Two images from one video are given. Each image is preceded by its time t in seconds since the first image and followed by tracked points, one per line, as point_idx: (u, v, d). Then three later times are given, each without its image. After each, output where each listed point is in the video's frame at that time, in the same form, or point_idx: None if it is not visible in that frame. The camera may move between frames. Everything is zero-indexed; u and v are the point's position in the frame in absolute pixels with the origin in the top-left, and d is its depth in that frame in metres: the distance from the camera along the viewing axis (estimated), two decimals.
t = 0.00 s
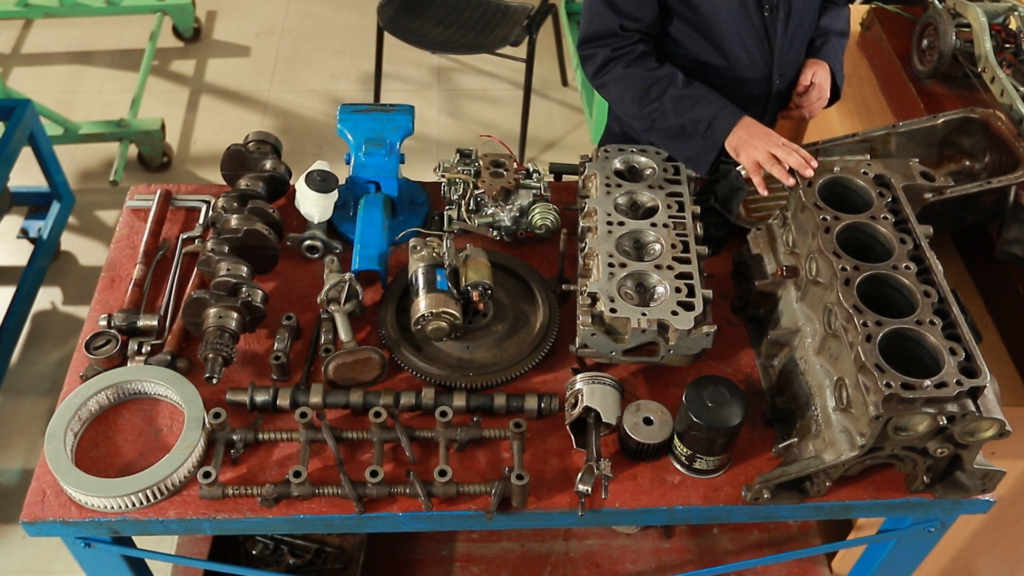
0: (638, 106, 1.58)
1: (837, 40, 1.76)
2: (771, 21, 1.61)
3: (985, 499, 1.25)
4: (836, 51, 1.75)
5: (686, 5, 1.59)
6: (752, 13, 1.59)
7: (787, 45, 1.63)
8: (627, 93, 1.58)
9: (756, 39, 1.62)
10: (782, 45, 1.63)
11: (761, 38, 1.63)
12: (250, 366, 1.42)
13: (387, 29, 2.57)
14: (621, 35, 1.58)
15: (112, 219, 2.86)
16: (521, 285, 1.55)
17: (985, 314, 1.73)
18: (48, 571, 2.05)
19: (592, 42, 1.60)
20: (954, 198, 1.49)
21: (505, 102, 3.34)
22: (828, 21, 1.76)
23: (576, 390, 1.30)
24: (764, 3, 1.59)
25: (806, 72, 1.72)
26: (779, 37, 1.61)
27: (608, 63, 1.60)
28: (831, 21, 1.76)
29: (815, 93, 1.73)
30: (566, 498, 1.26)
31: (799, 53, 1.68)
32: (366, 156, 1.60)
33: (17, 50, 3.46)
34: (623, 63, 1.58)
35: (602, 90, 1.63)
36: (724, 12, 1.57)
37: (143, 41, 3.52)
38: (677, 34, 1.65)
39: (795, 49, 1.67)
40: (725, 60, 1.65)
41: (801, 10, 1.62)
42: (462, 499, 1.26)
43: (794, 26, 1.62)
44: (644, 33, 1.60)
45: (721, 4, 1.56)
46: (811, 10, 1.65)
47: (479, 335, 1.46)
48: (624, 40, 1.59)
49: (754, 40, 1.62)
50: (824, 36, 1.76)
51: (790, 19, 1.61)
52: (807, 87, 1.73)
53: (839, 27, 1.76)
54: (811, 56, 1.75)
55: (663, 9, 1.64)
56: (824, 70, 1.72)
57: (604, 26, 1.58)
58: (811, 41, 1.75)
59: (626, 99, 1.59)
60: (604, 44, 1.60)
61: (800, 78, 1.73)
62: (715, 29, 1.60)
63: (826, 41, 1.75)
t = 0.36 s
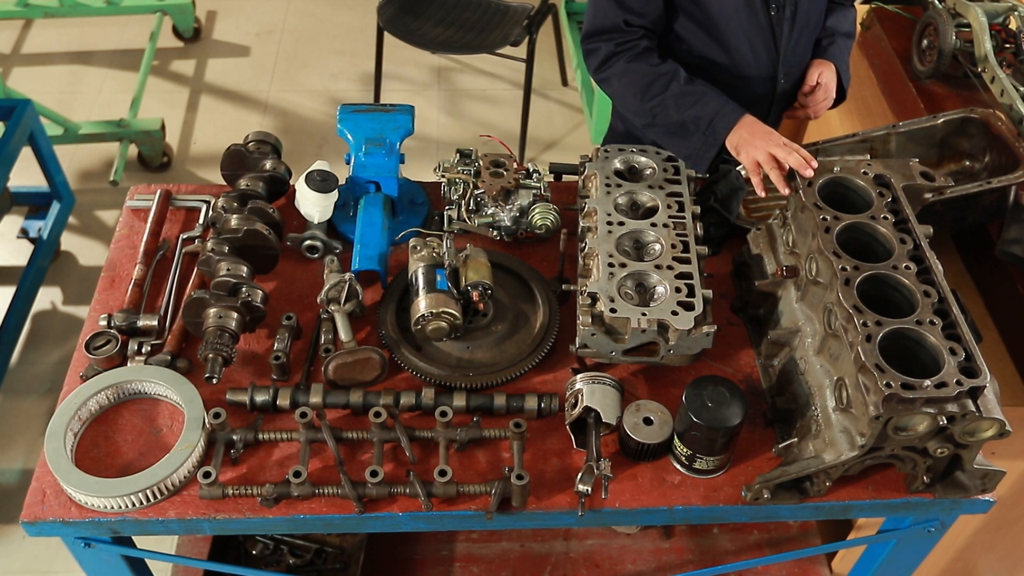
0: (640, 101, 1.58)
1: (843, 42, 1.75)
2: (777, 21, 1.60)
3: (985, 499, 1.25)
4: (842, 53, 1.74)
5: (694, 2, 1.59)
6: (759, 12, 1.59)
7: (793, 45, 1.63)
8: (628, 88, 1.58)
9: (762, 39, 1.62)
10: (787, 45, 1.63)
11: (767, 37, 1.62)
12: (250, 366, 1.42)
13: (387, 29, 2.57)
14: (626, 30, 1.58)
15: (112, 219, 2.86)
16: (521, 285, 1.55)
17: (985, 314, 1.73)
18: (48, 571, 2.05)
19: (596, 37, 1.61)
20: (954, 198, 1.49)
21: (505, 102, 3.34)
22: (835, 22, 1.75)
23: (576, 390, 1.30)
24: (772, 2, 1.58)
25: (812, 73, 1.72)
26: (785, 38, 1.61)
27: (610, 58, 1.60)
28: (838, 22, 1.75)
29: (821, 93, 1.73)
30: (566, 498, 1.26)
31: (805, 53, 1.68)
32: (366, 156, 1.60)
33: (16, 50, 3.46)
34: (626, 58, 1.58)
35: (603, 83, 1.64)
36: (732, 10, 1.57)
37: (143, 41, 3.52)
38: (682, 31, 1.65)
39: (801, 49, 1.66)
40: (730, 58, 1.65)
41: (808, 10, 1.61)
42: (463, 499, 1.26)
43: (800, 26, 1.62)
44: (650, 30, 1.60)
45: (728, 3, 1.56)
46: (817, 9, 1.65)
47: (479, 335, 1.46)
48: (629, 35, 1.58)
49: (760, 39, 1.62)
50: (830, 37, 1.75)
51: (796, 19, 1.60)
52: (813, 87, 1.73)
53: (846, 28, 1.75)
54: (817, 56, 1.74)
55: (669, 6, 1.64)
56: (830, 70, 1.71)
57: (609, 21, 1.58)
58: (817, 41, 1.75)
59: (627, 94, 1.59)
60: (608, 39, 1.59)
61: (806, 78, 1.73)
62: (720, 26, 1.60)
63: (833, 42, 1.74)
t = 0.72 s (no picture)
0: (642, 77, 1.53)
1: (846, 44, 1.75)
2: (781, 21, 1.61)
3: (985, 499, 1.25)
4: (845, 54, 1.74)
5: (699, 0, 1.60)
6: (763, 11, 1.60)
7: (797, 45, 1.64)
8: (628, 62, 1.53)
9: (766, 37, 1.63)
10: (791, 44, 1.63)
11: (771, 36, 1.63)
12: (250, 366, 1.42)
13: (387, 29, 2.57)
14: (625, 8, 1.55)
15: (112, 219, 2.86)
16: (522, 285, 1.55)
17: (985, 314, 1.73)
18: (48, 570, 2.05)
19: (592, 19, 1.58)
20: (954, 198, 1.49)
21: (505, 102, 3.34)
22: (838, 24, 1.75)
23: (576, 390, 1.30)
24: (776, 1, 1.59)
25: (816, 73, 1.71)
26: (789, 37, 1.62)
27: (609, 35, 1.55)
28: (842, 24, 1.75)
29: (824, 94, 1.70)
30: (566, 498, 1.26)
31: (809, 53, 1.69)
32: (366, 156, 1.60)
33: (16, 50, 3.46)
34: (626, 33, 1.53)
35: (602, 65, 1.59)
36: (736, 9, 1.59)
37: (143, 41, 3.52)
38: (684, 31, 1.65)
39: (804, 49, 1.66)
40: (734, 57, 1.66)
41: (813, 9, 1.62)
42: (463, 499, 1.26)
43: (804, 25, 1.62)
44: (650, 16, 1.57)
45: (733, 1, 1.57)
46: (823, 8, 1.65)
47: (479, 335, 1.46)
48: (627, 14, 1.55)
49: (764, 38, 1.63)
50: (833, 38, 1.75)
51: (800, 18, 1.61)
52: (816, 87, 1.71)
53: (849, 30, 1.75)
54: (819, 57, 1.74)
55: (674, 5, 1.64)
56: (833, 71, 1.70)
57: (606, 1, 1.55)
58: (820, 42, 1.74)
59: (629, 67, 1.53)
60: (605, 19, 1.56)
61: (810, 78, 1.72)
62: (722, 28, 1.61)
63: (836, 44, 1.74)
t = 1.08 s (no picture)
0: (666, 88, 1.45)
1: (846, 41, 1.75)
2: (790, 24, 1.61)
3: (985, 499, 1.25)
4: (845, 52, 1.75)
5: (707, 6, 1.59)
6: (772, 16, 1.59)
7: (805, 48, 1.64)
8: (653, 71, 1.45)
9: (774, 42, 1.63)
10: (798, 48, 1.63)
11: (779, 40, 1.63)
12: (250, 366, 1.42)
13: (387, 29, 2.57)
14: (652, 13, 1.46)
15: (112, 219, 2.86)
16: (521, 285, 1.55)
17: (985, 314, 1.73)
18: (48, 570, 2.06)
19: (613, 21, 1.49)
20: (954, 198, 1.49)
21: (505, 102, 3.34)
22: (837, 22, 1.74)
23: (576, 390, 1.30)
24: (784, 5, 1.59)
25: (820, 74, 1.72)
26: (798, 41, 1.62)
27: (632, 41, 1.47)
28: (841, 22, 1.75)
29: (830, 95, 1.73)
30: (566, 498, 1.26)
31: (812, 58, 1.68)
32: (366, 156, 1.60)
33: (16, 50, 3.46)
34: (653, 41, 1.44)
35: (621, 71, 1.50)
36: (746, 14, 1.57)
37: (143, 41, 3.52)
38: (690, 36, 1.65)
39: (810, 51, 1.66)
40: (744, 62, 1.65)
41: (819, 11, 1.61)
42: (463, 499, 1.26)
43: (811, 28, 1.62)
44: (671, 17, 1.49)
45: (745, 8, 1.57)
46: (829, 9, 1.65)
47: (479, 335, 1.46)
48: (652, 19, 1.46)
49: (773, 42, 1.63)
50: (833, 37, 1.75)
51: (808, 22, 1.60)
52: (822, 88, 1.73)
53: (847, 27, 1.76)
54: (821, 57, 1.75)
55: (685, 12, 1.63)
56: (837, 70, 1.72)
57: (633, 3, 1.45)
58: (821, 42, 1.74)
59: (654, 78, 1.45)
60: (631, 22, 1.47)
61: (815, 79, 1.73)
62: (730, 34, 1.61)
63: (836, 43, 1.74)
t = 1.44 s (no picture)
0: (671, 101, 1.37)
1: (845, 37, 1.76)
2: (792, 28, 1.62)
3: (985, 499, 1.25)
4: (845, 48, 1.76)
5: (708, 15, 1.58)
6: (773, 20, 1.59)
7: (807, 49, 1.64)
8: (660, 82, 1.38)
9: (776, 46, 1.63)
10: (801, 52, 1.64)
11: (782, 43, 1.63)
12: (250, 366, 1.42)
13: (387, 29, 2.57)
14: (665, 19, 1.41)
15: (112, 219, 2.86)
16: (522, 285, 1.55)
17: (985, 314, 1.73)
18: (48, 570, 2.05)
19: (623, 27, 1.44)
20: (954, 198, 1.49)
21: (505, 102, 3.34)
22: (837, 18, 1.74)
23: (576, 390, 1.30)
24: (785, 9, 1.59)
25: (823, 74, 1.73)
26: (800, 43, 1.62)
27: (643, 47, 1.41)
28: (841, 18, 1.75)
29: (834, 94, 1.75)
30: (566, 498, 1.26)
31: (814, 51, 1.66)
32: (366, 156, 1.60)
33: (17, 50, 3.46)
34: (664, 49, 1.38)
35: (633, 79, 1.43)
36: (749, 20, 1.57)
37: (143, 41, 3.52)
38: (693, 43, 1.63)
39: (812, 52, 1.66)
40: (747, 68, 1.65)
41: (821, 13, 1.61)
42: (463, 499, 1.26)
43: (813, 29, 1.62)
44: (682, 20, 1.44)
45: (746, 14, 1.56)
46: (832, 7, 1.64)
47: (479, 335, 1.46)
48: (665, 26, 1.41)
49: (775, 46, 1.63)
50: (833, 34, 1.75)
51: (810, 25, 1.60)
52: (825, 88, 1.75)
53: (845, 22, 1.75)
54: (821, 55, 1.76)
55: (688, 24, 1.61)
56: (839, 69, 1.74)
57: (646, 9, 1.40)
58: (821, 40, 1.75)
59: (660, 88, 1.38)
60: (642, 29, 1.41)
61: (817, 79, 1.74)
62: (732, 43, 1.60)
63: (836, 40, 1.75)
